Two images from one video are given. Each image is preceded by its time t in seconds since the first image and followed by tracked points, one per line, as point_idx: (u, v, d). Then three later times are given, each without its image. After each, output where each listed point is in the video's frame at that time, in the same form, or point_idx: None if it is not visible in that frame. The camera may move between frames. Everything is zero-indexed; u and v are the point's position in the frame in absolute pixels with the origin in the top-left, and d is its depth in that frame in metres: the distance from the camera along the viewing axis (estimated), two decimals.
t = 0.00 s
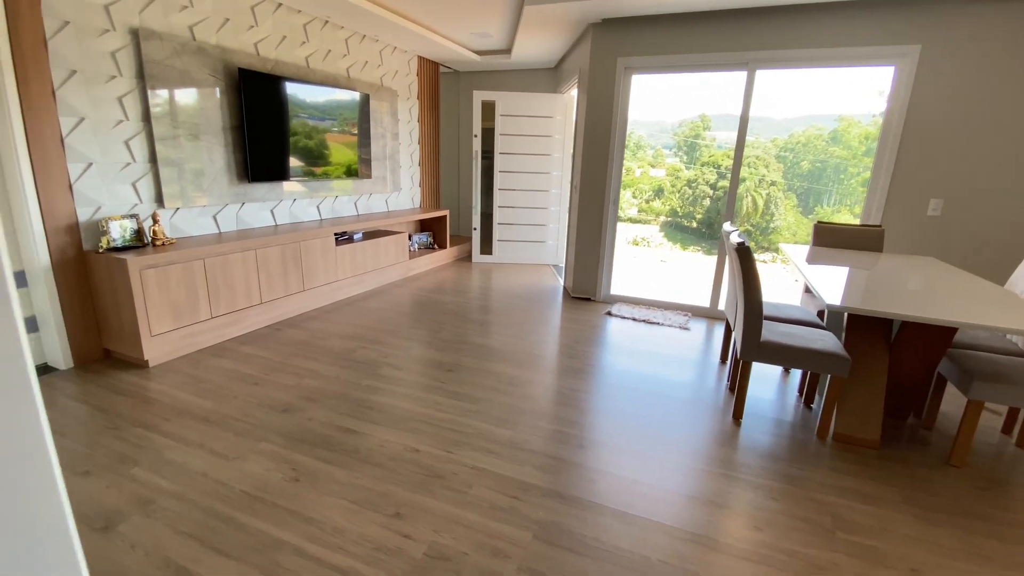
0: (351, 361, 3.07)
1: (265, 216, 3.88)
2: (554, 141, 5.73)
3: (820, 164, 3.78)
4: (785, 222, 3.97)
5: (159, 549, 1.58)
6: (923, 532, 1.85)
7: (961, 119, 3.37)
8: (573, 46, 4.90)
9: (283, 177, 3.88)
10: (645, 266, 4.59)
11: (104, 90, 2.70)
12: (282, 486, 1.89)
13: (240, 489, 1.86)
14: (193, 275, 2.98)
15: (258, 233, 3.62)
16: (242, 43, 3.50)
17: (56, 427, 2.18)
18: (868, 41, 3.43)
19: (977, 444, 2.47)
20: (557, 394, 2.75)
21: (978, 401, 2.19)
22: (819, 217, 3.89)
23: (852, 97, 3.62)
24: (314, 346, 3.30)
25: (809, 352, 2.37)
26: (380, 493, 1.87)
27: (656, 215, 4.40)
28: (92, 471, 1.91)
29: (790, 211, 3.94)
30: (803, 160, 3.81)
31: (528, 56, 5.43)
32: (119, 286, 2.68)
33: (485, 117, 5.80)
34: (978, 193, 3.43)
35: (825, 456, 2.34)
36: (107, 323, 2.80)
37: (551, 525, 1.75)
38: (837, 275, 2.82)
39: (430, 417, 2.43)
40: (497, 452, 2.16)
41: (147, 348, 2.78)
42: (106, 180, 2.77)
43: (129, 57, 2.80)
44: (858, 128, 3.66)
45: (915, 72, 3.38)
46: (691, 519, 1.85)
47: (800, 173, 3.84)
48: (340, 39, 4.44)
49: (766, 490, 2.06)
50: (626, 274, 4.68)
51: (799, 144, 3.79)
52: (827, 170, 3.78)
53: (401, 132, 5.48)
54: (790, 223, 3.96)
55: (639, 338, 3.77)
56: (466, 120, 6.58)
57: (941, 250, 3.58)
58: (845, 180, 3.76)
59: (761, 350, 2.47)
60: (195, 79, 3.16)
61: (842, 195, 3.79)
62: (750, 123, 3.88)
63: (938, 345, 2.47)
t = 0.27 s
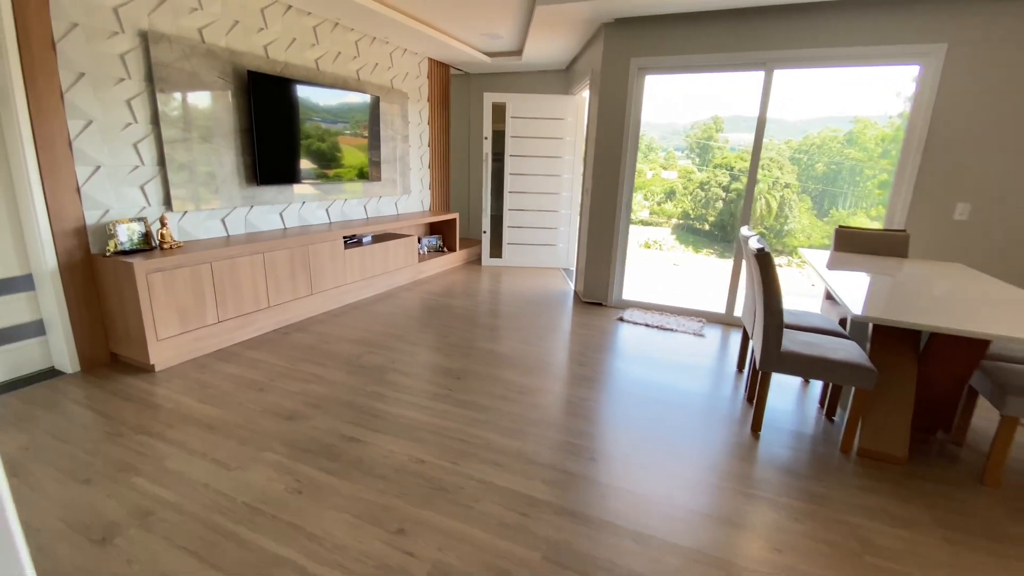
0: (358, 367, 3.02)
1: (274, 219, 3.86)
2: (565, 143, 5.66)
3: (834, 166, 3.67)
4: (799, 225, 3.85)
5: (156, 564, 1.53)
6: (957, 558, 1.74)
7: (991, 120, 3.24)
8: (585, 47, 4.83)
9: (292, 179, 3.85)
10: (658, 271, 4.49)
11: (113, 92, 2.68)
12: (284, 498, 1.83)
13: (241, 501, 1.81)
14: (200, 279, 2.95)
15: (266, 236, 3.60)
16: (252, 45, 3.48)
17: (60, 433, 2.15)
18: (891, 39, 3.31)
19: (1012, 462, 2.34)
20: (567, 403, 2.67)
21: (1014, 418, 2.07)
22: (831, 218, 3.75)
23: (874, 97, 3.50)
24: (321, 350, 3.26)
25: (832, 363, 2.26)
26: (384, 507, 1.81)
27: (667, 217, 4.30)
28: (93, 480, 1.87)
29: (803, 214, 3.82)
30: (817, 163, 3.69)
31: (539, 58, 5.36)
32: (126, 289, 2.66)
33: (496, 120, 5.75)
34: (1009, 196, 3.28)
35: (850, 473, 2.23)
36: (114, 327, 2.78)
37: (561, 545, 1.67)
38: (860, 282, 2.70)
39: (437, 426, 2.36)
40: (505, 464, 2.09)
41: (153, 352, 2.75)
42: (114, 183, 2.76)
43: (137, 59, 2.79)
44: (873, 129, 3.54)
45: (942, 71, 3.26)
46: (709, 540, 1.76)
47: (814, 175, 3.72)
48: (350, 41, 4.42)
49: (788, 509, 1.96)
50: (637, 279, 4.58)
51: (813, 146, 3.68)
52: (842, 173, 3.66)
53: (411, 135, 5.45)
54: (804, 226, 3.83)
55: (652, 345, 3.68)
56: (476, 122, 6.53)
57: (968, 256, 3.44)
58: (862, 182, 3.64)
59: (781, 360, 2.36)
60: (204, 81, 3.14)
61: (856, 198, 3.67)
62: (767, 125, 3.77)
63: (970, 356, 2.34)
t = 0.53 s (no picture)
0: (369, 377, 2.96)
1: (287, 226, 3.84)
2: (580, 148, 5.57)
3: (855, 170, 3.52)
4: (818, 229, 3.70)
5: None
6: None
7: None
8: (601, 50, 4.74)
9: (305, 185, 3.83)
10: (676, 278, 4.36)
11: (126, 98, 2.67)
12: (288, 517, 1.77)
13: (244, 519, 1.75)
14: (211, 286, 2.92)
15: (278, 243, 3.57)
16: (265, 51, 3.47)
17: (66, 444, 2.12)
18: (924, 38, 3.16)
19: None
20: (583, 419, 2.57)
21: None
22: (854, 225, 3.60)
23: (905, 99, 3.33)
24: (331, 359, 3.21)
25: (866, 381, 2.12)
26: (391, 530, 1.73)
27: (683, 221, 4.18)
28: (96, 494, 1.82)
29: (823, 218, 3.67)
30: (837, 166, 3.55)
31: (555, 61, 5.29)
32: (137, 297, 2.64)
33: (510, 124, 5.69)
34: None
35: (886, 500, 2.08)
36: (125, 335, 2.76)
37: None
38: (894, 293, 2.55)
39: (447, 442, 2.28)
40: (517, 484, 2.00)
41: (163, 361, 2.73)
42: (126, 190, 2.75)
43: (150, 66, 2.78)
44: (896, 132, 3.39)
45: (978, 71, 3.09)
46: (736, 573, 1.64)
47: (833, 179, 3.58)
48: (364, 46, 4.39)
49: (821, 539, 1.83)
50: (654, 287, 4.46)
51: (833, 149, 3.54)
52: (863, 177, 3.51)
53: (425, 140, 5.41)
54: (824, 231, 3.68)
55: (669, 356, 3.55)
56: (490, 127, 6.48)
57: (1008, 266, 3.25)
58: (883, 185, 3.48)
59: (810, 378, 2.23)
60: (217, 87, 3.12)
61: (879, 203, 3.51)
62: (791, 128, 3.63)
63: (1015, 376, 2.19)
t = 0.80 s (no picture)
0: (379, 384, 2.92)
1: (300, 229, 3.83)
2: (595, 150, 5.48)
3: (878, 172, 3.38)
4: (840, 233, 3.55)
5: None
6: None
7: None
8: (618, 51, 4.66)
9: (318, 189, 3.81)
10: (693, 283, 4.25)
11: (140, 103, 2.68)
12: (292, 531, 1.72)
13: (247, 532, 1.70)
14: (222, 290, 2.92)
15: (291, 247, 3.56)
16: (279, 55, 3.46)
17: (75, 449, 2.10)
18: (958, 35, 3.01)
19: None
20: (596, 431, 2.49)
21: None
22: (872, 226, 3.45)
23: (937, 99, 3.18)
24: (342, 365, 3.17)
25: (899, 399, 1.99)
26: (397, 547, 1.67)
27: (701, 224, 4.07)
28: (101, 502, 1.80)
29: (845, 221, 3.52)
30: (860, 168, 3.42)
31: (570, 63, 5.22)
32: (148, 301, 2.63)
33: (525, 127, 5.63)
34: None
35: (920, 524, 1.96)
36: (137, 338, 2.76)
37: None
38: (928, 302, 2.42)
39: (456, 453, 2.22)
40: (528, 501, 1.92)
41: (174, 365, 2.72)
42: (140, 194, 2.75)
43: (165, 70, 2.79)
44: (922, 134, 3.25)
45: (1018, 70, 2.93)
46: None
47: (855, 181, 3.44)
48: (378, 50, 4.38)
49: (851, 567, 1.71)
50: (671, 293, 4.35)
51: (856, 151, 3.41)
52: (886, 180, 3.37)
53: (439, 143, 5.38)
54: (846, 234, 3.53)
55: (687, 366, 3.44)
56: (505, 130, 6.44)
57: None
58: (908, 188, 3.34)
59: (839, 394, 2.10)
60: (231, 91, 3.12)
61: (903, 206, 3.36)
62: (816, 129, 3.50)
63: None
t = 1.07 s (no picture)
0: (387, 388, 2.88)
1: (313, 232, 3.83)
2: (612, 152, 5.39)
3: (905, 174, 3.24)
4: (866, 237, 3.41)
5: None
6: None
7: None
8: (634, 51, 4.58)
9: (331, 192, 3.82)
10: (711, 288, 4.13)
11: (155, 106, 2.70)
12: (293, 540, 1.68)
13: (248, 540, 1.67)
14: (234, 292, 2.92)
15: (304, 249, 3.57)
16: (293, 58, 3.48)
17: (85, 450, 2.11)
18: (995, 30, 2.86)
19: None
20: (608, 441, 2.41)
21: None
22: (905, 232, 3.31)
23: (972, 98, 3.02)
24: (351, 368, 3.15)
25: (929, 416, 1.87)
26: (398, 560, 1.62)
27: (721, 227, 3.95)
28: (107, 505, 1.79)
29: (871, 225, 3.38)
30: (886, 170, 3.28)
31: (586, 64, 5.15)
32: (161, 302, 2.65)
33: (539, 129, 5.57)
34: None
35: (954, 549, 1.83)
36: (151, 340, 2.78)
37: None
38: (961, 312, 2.28)
39: (463, 463, 2.16)
40: (535, 514, 1.86)
41: (185, 367, 2.73)
42: (155, 196, 2.78)
43: (180, 74, 2.81)
44: (950, 135, 3.10)
45: None
46: None
47: (882, 184, 3.30)
48: (393, 52, 4.38)
49: None
50: (688, 298, 4.24)
51: (882, 152, 3.27)
52: (914, 182, 3.22)
53: (453, 146, 5.36)
54: (872, 238, 3.39)
55: (704, 375, 3.33)
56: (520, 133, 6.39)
57: None
58: (934, 190, 3.19)
59: (864, 408, 1.99)
60: (245, 95, 3.14)
61: (931, 209, 3.21)
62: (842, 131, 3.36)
63: None
